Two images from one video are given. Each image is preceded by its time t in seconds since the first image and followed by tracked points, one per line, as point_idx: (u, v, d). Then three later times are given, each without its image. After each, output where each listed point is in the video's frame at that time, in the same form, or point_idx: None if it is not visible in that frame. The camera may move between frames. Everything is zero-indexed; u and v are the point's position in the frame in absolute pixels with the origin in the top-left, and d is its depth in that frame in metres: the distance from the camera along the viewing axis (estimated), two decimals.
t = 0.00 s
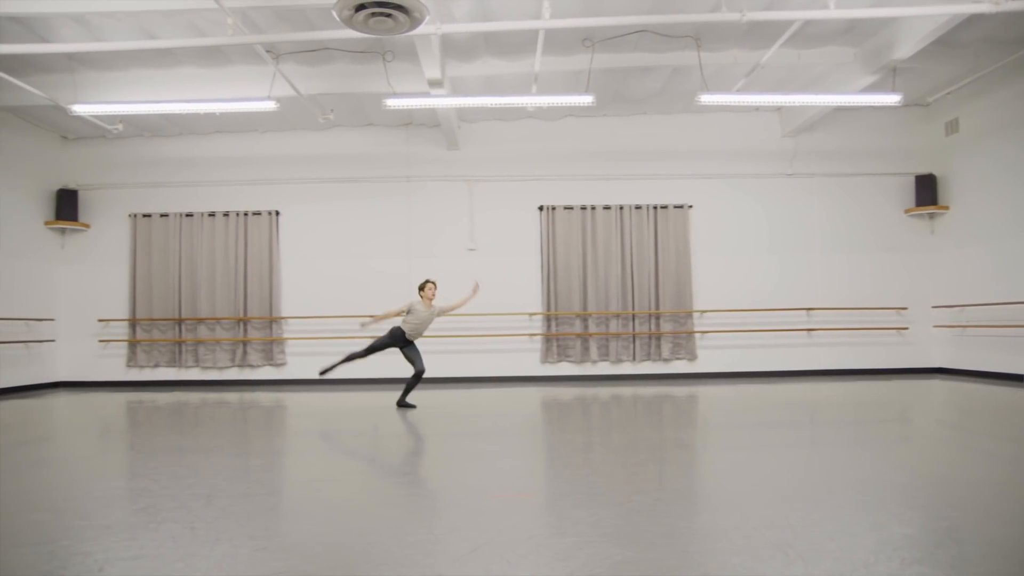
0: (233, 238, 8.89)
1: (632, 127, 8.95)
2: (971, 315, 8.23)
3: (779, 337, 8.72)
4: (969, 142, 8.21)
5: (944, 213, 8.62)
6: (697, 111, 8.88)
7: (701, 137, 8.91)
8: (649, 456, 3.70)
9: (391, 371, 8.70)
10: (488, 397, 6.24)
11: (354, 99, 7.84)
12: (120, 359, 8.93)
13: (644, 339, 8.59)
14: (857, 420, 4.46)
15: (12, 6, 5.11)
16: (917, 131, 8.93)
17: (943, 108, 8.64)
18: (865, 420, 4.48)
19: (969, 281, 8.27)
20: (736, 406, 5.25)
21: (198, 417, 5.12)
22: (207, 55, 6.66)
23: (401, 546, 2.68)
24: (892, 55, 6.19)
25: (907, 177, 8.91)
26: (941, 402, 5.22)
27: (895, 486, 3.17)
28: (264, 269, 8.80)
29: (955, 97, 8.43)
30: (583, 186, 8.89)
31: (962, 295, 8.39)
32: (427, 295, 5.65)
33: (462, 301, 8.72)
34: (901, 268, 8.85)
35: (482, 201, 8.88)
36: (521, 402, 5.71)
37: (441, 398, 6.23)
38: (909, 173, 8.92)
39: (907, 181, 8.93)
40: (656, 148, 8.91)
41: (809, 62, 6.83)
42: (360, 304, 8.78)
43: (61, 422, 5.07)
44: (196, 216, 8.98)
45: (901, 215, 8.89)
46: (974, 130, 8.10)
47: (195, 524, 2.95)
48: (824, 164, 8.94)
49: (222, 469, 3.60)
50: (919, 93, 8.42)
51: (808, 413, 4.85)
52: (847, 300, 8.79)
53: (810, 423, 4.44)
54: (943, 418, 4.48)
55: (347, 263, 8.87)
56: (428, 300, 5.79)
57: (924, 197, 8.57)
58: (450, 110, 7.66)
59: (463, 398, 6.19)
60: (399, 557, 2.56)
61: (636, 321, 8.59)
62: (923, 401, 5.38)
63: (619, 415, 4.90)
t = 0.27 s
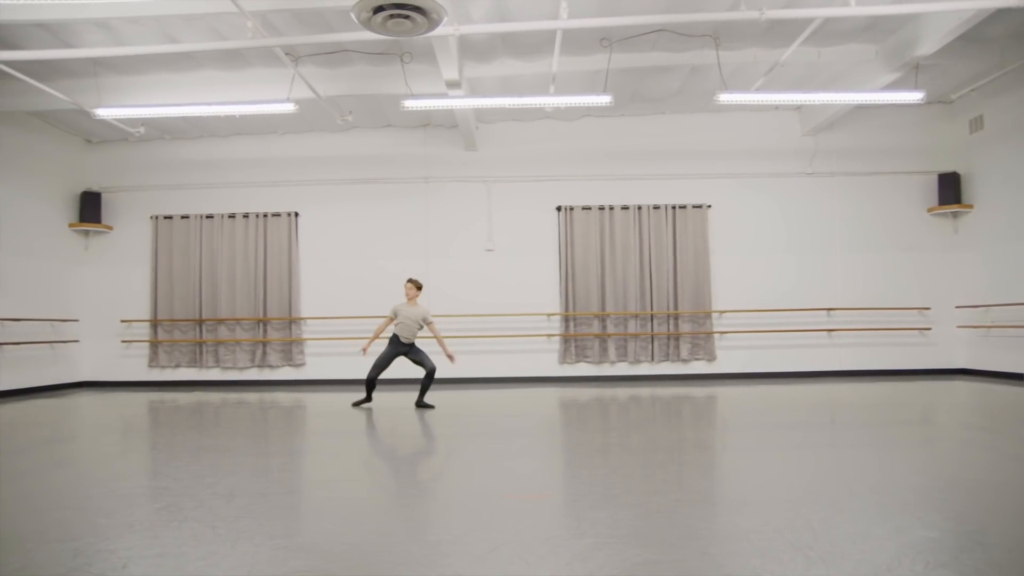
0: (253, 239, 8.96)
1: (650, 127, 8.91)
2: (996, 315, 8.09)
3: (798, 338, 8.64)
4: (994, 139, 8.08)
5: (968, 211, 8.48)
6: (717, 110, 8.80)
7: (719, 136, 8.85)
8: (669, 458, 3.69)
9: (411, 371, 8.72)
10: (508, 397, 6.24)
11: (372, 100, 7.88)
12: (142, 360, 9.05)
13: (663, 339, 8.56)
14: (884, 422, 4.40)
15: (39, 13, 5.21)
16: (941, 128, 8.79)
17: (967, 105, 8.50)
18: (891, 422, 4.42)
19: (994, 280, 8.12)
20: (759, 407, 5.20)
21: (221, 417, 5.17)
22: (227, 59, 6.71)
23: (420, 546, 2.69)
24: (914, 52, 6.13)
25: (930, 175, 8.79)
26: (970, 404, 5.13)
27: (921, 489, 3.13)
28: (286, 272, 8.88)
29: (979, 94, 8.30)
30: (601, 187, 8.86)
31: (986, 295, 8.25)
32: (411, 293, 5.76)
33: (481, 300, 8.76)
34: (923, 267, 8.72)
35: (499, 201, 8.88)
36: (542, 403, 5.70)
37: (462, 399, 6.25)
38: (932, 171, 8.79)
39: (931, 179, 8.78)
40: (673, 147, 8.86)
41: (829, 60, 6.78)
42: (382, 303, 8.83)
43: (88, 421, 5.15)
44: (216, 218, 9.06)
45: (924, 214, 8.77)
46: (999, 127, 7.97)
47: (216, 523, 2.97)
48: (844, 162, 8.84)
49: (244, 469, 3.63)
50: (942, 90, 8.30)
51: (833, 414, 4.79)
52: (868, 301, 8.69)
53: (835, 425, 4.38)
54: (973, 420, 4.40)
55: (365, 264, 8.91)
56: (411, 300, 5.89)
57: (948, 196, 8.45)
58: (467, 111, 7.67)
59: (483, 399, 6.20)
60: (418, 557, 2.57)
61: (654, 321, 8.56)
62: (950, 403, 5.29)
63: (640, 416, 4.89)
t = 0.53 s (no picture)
0: (271, 239, 9.01)
1: (667, 125, 8.86)
2: (1020, 314, 7.96)
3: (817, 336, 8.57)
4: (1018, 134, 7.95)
5: (992, 208, 8.36)
6: (734, 108, 8.74)
7: (737, 134, 8.79)
8: (687, 457, 3.67)
9: (429, 370, 8.75)
10: (527, 396, 6.24)
11: (390, 100, 7.90)
12: (162, 358, 9.15)
13: (680, 338, 8.53)
14: (908, 422, 4.34)
15: (63, 16, 5.29)
16: (964, 123, 8.66)
17: (991, 100, 8.37)
18: (915, 422, 4.37)
19: (1018, 278, 7.99)
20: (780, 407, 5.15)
21: (242, 415, 5.21)
22: (246, 59, 6.77)
23: (438, 544, 2.70)
24: (936, 47, 6.05)
25: (953, 172, 8.67)
26: (998, 404, 5.04)
27: (944, 490, 3.09)
28: (303, 270, 8.92)
29: (1003, 89, 8.17)
30: (618, 185, 8.83)
31: (1010, 293, 8.12)
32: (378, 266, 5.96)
33: (498, 299, 8.77)
34: (945, 265, 8.61)
35: (516, 200, 8.88)
36: (561, 402, 5.69)
37: (480, 397, 6.26)
38: (955, 168, 8.67)
39: (952, 175, 8.66)
40: (691, 145, 8.82)
41: (849, 56, 6.72)
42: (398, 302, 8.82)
43: (112, 418, 5.21)
44: (235, 217, 9.13)
45: (946, 211, 8.65)
46: None
47: (236, 520, 2.99)
48: (864, 159, 8.74)
49: (264, 466, 3.66)
50: (965, 85, 8.18)
51: (857, 414, 4.73)
52: (888, 299, 8.59)
53: (859, 425, 4.34)
54: (1001, 420, 4.32)
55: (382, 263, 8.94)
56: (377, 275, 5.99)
57: (971, 192, 8.33)
58: (484, 110, 7.67)
59: (500, 397, 6.21)
60: (436, 555, 2.57)
61: (671, 320, 8.54)
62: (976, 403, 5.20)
63: (660, 415, 4.87)
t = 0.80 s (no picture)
0: (284, 237, 9.06)
1: (680, 122, 8.82)
2: None
3: (831, 334, 8.50)
4: None
5: (1009, 205, 8.26)
6: (747, 105, 8.69)
7: (750, 131, 8.74)
8: (701, 455, 3.66)
9: (441, 368, 8.78)
10: (540, 394, 6.23)
11: (402, 98, 7.92)
12: (176, 356, 9.23)
13: (693, 336, 8.50)
14: (927, 421, 4.29)
15: (79, 17, 5.34)
16: (981, 119, 8.56)
17: (1009, 95, 8.26)
18: (933, 421, 4.32)
19: None
20: (795, 405, 5.11)
21: (257, 412, 5.25)
22: (259, 58, 6.80)
23: (451, 542, 2.70)
24: (952, 42, 5.99)
25: (970, 168, 8.57)
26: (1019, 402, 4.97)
27: (963, 490, 3.05)
28: (314, 268, 8.93)
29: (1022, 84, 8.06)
30: (630, 182, 8.81)
31: None
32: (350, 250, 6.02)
33: (510, 297, 8.77)
34: (960, 262, 8.52)
35: (528, 198, 8.88)
36: (575, 400, 5.67)
37: (493, 395, 6.26)
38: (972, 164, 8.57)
39: (969, 172, 8.57)
40: (703, 142, 8.78)
41: (864, 51, 6.67)
42: (411, 301, 8.88)
43: (130, 415, 5.27)
44: (248, 216, 9.18)
45: (962, 208, 8.56)
46: None
47: (250, 517, 3.01)
48: (878, 156, 8.67)
49: (278, 464, 3.68)
50: (982, 80, 8.08)
51: (874, 412, 4.69)
52: (903, 297, 8.51)
53: (876, 423, 4.29)
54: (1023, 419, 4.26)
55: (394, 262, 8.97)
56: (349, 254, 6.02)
57: (988, 189, 8.24)
58: (496, 108, 7.67)
59: (513, 395, 6.21)
60: (448, 553, 2.58)
61: (684, 318, 8.51)
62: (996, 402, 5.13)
63: (673, 413, 4.85)
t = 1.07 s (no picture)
0: (300, 237, 9.11)
1: (695, 120, 8.77)
2: None
3: (849, 333, 8.42)
4: None
5: None
6: (763, 102, 8.63)
7: (765, 128, 8.68)
8: (717, 455, 3.64)
9: (457, 367, 8.80)
10: (557, 393, 6.21)
11: (417, 98, 7.93)
12: (194, 355, 9.32)
13: (709, 335, 8.47)
14: (951, 422, 4.23)
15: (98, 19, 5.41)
16: (1003, 115, 8.43)
17: None
18: (957, 422, 4.25)
19: None
20: (815, 405, 5.06)
21: (275, 411, 5.28)
22: (275, 59, 6.84)
23: (466, 541, 2.70)
24: (974, 36, 5.92)
25: (992, 165, 8.44)
26: None
27: (987, 492, 3.00)
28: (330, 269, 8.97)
29: None
30: (646, 181, 8.78)
31: None
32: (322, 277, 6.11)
33: (525, 296, 8.77)
34: (981, 260, 8.41)
35: (543, 197, 8.87)
36: (593, 400, 5.65)
37: (510, 394, 6.26)
38: (993, 160, 8.44)
39: (990, 169, 8.45)
40: (718, 140, 8.73)
41: (882, 47, 6.62)
42: (426, 300, 8.92)
43: (153, 413, 5.33)
44: (264, 216, 9.24)
45: (983, 205, 8.44)
46: None
47: (267, 515, 3.03)
48: (897, 153, 8.55)
49: (295, 462, 3.71)
50: (1004, 75, 7.95)
51: (897, 413, 4.63)
52: (923, 295, 8.41)
53: (899, 424, 4.23)
54: None
55: (410, 261, 9.00)
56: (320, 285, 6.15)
57: (1009, 186, 8.12)
58: (512, 107, 7.67)
59: (530, 394, 6.21)
60: (464, 551, 2.58)
61: (700, 317, 8.47)
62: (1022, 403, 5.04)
63: (691, 413, 4.82)
